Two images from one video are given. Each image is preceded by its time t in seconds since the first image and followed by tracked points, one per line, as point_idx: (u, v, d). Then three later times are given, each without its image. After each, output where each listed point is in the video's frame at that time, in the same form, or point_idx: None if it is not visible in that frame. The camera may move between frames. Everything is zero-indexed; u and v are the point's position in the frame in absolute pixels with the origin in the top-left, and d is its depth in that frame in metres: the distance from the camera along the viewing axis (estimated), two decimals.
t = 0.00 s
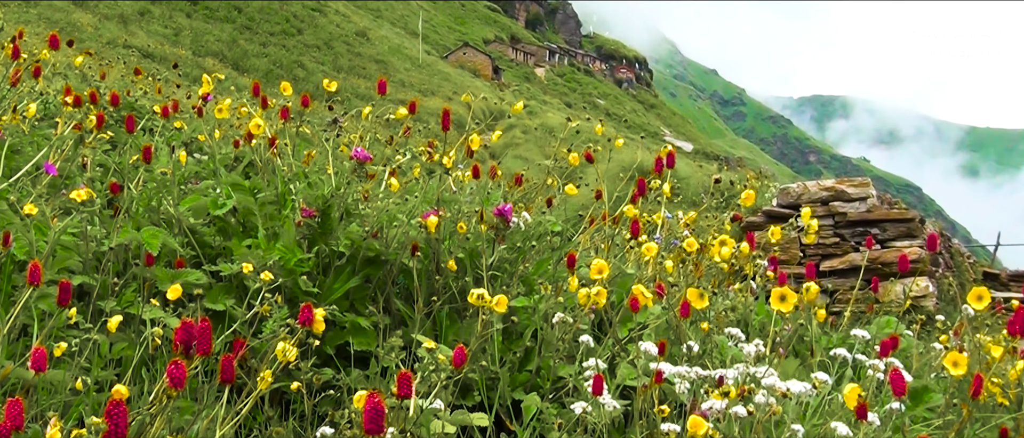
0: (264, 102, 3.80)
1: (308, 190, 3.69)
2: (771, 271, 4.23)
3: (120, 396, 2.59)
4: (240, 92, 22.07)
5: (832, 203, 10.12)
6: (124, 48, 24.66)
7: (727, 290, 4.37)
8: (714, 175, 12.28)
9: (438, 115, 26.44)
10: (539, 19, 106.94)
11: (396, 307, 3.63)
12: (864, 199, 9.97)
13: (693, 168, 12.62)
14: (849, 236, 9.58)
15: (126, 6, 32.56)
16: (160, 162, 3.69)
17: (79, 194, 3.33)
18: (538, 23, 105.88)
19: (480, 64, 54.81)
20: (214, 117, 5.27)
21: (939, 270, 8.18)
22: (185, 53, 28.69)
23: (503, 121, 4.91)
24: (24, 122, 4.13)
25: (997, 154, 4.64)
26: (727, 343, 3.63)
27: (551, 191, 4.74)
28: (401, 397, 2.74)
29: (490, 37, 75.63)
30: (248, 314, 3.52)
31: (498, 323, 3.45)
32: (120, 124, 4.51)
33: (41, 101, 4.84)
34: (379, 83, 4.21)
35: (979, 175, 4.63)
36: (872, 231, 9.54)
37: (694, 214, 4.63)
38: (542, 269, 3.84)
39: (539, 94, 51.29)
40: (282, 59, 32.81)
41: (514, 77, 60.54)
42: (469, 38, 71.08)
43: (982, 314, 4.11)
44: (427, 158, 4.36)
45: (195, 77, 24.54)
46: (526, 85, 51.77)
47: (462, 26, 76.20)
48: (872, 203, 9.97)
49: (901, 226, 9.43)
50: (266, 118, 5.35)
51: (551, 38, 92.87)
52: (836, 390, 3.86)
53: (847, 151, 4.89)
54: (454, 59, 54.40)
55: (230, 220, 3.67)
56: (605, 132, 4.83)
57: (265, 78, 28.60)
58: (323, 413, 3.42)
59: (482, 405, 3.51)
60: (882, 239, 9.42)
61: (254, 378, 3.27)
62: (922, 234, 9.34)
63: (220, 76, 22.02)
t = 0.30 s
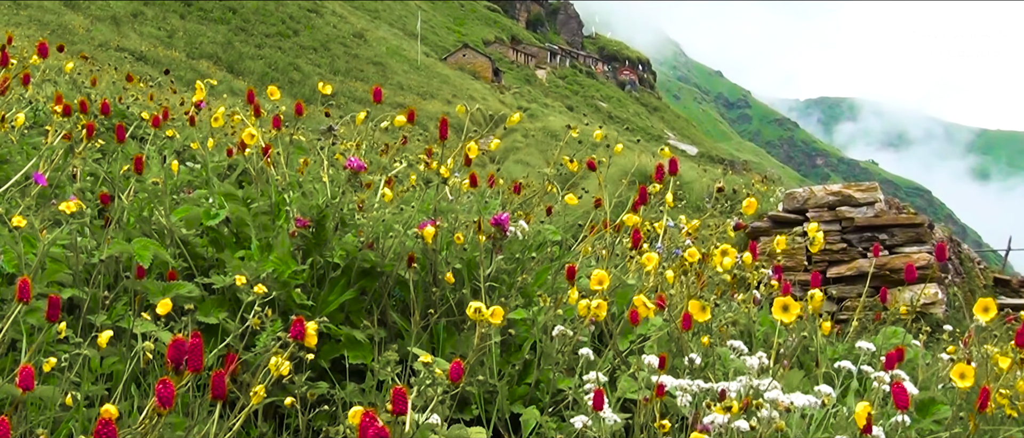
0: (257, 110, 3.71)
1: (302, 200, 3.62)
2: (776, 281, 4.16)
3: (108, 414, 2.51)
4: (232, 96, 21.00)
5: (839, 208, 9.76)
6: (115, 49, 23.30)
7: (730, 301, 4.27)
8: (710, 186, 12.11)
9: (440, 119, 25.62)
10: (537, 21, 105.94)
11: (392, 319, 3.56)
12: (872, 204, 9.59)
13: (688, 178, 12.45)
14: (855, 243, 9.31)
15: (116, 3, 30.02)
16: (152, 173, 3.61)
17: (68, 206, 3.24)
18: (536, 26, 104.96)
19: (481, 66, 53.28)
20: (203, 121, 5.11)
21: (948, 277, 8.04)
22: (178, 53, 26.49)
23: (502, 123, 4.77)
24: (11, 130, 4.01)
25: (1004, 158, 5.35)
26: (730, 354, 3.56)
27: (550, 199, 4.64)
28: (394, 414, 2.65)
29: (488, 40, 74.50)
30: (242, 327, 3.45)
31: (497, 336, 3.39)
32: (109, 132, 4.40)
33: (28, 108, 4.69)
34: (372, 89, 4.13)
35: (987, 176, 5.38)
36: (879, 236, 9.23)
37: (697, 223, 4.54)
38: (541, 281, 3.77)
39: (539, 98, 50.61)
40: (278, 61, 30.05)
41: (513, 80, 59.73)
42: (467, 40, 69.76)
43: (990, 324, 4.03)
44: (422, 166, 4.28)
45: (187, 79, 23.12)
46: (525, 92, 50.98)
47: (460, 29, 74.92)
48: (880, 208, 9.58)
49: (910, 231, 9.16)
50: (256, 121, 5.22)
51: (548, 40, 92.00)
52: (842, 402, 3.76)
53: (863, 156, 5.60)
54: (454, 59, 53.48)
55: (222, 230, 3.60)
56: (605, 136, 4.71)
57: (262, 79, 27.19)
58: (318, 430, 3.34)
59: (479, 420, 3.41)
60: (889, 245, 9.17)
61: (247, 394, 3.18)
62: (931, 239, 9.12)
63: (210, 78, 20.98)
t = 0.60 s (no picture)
0: (252, 115, 3.65)
1: (298, 208, 3.57)
2: (780, 288, 4.07)
3: (100, 425, 2.48)
4: (227, 99, 20.80)
5: (846, 212, 9.62)
6: (107, 52, 23.11)
7: (734, 308, 4.20)
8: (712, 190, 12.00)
9: (438, 122, 25.45)
10: (538, 21, 105.67)
11: (388, 329, 3.50)
12: (879, 209, 9.47)
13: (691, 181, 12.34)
14: (862, 247, 9.15)
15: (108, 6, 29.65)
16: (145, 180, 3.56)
17: (60, 215, 3.18)
18: (538, 26, 104.73)
19: (479, 68, 53.09)
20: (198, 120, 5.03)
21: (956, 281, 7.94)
22: (172, 56, 26.26)
23: (504, 125, 4.68)
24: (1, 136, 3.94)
25: (1014, 159, 5.17)
26: (733, 364, 3.50)
27: (549, 206, 4.57)
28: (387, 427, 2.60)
29: (488, 41, 74.30)
30: (236, 337, 3.38)
31: (495, 346, 3.33)
32: (103, 137, 4.33)
33: (22, 113, 4.62)
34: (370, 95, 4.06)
35: (998, 179, 5.19)
36: (886, 241, 9.12)
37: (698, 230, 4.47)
38: (540, 289, 3.69)
39: (540, 99, 50.37)
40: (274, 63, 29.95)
41: (514, 82, 59.48)
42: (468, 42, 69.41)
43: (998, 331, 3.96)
44: (420, 172, 4.21)
45: (181, 82, 22.87)
46: (527, 93, 50.71)
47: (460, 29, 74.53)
48: (887, 212, 9.46)
49: (917, 236, 9.02)
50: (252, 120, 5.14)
51: (549, 40, 91.67)
52: (847, 412, 3.68)
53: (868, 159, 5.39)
54: (453, 61, 53.36)
55: (216, 237, 3.55)
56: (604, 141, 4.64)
57: (257, 83, 26.94)
58: None
59: (478, 431, 3.34)
60: (896, 249, 9.05)
61: (241, 406, 3.12)
62: (939, 244, 8.96)
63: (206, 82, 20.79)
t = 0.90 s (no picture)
0: (249, 122, 3.58)
1: (294, 216, 3.50)
2: (787, 295, 3.97)
3: None
4: (223, 102, 20.53)
5: (855, 217, 9.45)
6: (100, 55, 22.79)
7: (741, 315, 4.11)
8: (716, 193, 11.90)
9: (438, 124, 25.24)
10: (541, 24, 105.45)
11: (388, 340, 3.43)
12: (890, 213, 9.29)
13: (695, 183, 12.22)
14: (873, 253, 9.06)
15: (103, 6, 29.21)
16: (139, 189, 3.48)
17: (51, 225, 3.11)
18: (541, 27, 104.41)
19: (480, 71, 52.83)
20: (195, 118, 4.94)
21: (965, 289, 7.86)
22: (167, 59, 25.89)
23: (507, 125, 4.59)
24: None
25: None
26: (739, 374, 3.42)
27: (553, 210, 4.49)
28: None
29: (490, 43, 74.00)
30: (231, 350, 3.31)
31: (496, 359, 3.25)
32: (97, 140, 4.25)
33: (13, 118, 4.54)
34: (367, 100, 3.98)
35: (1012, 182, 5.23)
36: (898, 247, 9.00)
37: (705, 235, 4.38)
38: (543, 299, 3.62)
39: (542, 101, 50.12)
40: (271, 66, 29.57)
41: (516, 85, 59.20)
42: (469, 45, 69.04)
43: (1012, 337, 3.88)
44: (419, 178, 4.13)
45: (176, 86, 22.59)
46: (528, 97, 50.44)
47: (461, 32, 74.15)
48: (898, 217, 9.28)
49: (929, 240, 8.91)
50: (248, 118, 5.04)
51: (551, 42, 91.45)
52: (857, 423, 3.60)
53: (879, 160, 5.61)
54: (454, 64, 53.24)
55: (211, 248, 3.48)
56: (607, 143, 4.56)
57: (255, 87, 26.65)
58: None
59: None
60: (909, 254, 8.94)
61: (237, 421, 3.05)
62: (952, 248, 8.86)
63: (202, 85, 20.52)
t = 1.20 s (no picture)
0: (244, 128, 3.50)
1: (292, 224, 3.43)
2: (794, 302, 3.90)
3: None
4: (219, 107, 20.29)
5: (865, 222, 9.18)
6: (95, 58, 22.52)
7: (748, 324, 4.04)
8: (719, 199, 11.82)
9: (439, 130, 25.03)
10: (543, 26, 105.29)
11: (387, 350, 3.36)
12: (899, 217, 9.04)
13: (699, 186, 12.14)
14: (882, 258, 8.83)
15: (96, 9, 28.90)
16: (133, 197, 3.42)
17: (44, 233, 3.05)
18: (543, 29, 104.11)
19: (481, 73, 52.62)
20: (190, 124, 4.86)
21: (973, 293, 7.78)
22: (161, 63, 25.57)
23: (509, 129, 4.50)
24: None
25: None
26: (744, 384, 3.33)
27: (555, 217, 4.42)
28: None
29: (491, 45, 73.81)
30: (227, 361, 3.24)
31: (497, 369, 3.19)
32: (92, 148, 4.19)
33: (4, 126, 4.47)
34: (365, 105, 3.90)
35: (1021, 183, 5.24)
36: (907, 251, 8.82)
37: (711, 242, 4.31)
38: (545, 308, 3.55)
39: (544, 103, 49.98)
40: (267, 69, 29.31)
41: (518, 87, 58.96)
42: (469, 47, 68.82)
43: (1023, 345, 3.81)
44: (419, 185, 4.07)
45: (171, 91, 22.31)
46: (529, 99, 50.31)
47: (461, 34, 73.83)
48: (908, 221, 9.06)
49: (938, 246, 8.75)
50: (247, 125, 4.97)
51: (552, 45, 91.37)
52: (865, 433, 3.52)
53: (888, 164, 5.63)
54: (455, 66, 53.33)
55: (207, 256, 3.41)
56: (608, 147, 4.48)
57: (251, 90, 26.40)
58: None
59: None
60: (918, 260, 8.76)
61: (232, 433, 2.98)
62: (961, 254, 8.71)
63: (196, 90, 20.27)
